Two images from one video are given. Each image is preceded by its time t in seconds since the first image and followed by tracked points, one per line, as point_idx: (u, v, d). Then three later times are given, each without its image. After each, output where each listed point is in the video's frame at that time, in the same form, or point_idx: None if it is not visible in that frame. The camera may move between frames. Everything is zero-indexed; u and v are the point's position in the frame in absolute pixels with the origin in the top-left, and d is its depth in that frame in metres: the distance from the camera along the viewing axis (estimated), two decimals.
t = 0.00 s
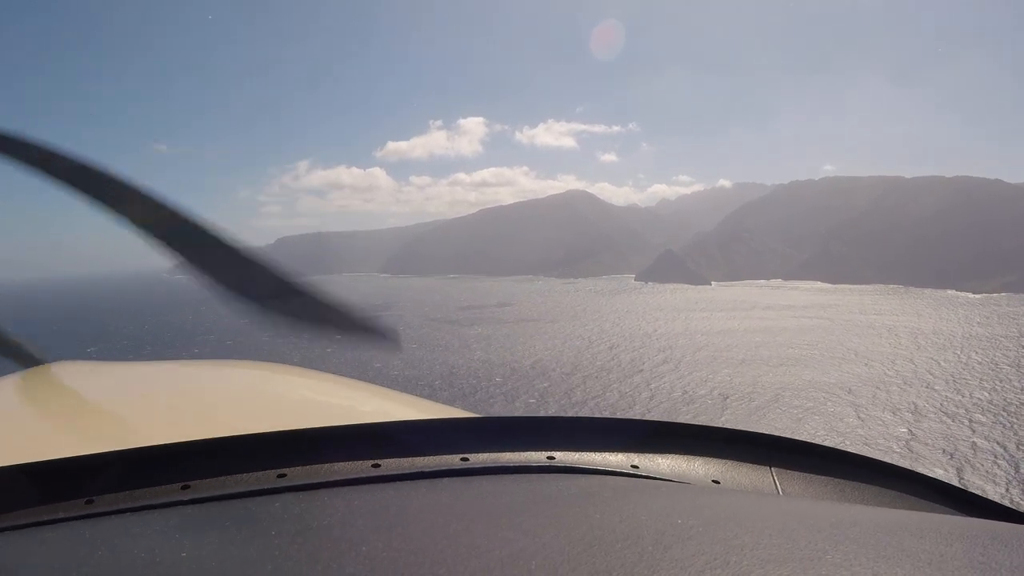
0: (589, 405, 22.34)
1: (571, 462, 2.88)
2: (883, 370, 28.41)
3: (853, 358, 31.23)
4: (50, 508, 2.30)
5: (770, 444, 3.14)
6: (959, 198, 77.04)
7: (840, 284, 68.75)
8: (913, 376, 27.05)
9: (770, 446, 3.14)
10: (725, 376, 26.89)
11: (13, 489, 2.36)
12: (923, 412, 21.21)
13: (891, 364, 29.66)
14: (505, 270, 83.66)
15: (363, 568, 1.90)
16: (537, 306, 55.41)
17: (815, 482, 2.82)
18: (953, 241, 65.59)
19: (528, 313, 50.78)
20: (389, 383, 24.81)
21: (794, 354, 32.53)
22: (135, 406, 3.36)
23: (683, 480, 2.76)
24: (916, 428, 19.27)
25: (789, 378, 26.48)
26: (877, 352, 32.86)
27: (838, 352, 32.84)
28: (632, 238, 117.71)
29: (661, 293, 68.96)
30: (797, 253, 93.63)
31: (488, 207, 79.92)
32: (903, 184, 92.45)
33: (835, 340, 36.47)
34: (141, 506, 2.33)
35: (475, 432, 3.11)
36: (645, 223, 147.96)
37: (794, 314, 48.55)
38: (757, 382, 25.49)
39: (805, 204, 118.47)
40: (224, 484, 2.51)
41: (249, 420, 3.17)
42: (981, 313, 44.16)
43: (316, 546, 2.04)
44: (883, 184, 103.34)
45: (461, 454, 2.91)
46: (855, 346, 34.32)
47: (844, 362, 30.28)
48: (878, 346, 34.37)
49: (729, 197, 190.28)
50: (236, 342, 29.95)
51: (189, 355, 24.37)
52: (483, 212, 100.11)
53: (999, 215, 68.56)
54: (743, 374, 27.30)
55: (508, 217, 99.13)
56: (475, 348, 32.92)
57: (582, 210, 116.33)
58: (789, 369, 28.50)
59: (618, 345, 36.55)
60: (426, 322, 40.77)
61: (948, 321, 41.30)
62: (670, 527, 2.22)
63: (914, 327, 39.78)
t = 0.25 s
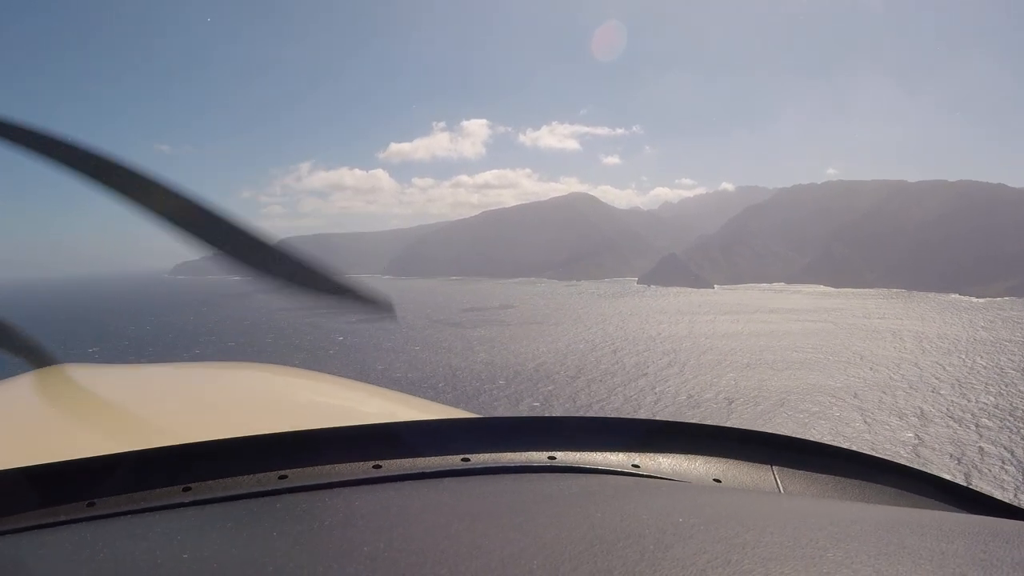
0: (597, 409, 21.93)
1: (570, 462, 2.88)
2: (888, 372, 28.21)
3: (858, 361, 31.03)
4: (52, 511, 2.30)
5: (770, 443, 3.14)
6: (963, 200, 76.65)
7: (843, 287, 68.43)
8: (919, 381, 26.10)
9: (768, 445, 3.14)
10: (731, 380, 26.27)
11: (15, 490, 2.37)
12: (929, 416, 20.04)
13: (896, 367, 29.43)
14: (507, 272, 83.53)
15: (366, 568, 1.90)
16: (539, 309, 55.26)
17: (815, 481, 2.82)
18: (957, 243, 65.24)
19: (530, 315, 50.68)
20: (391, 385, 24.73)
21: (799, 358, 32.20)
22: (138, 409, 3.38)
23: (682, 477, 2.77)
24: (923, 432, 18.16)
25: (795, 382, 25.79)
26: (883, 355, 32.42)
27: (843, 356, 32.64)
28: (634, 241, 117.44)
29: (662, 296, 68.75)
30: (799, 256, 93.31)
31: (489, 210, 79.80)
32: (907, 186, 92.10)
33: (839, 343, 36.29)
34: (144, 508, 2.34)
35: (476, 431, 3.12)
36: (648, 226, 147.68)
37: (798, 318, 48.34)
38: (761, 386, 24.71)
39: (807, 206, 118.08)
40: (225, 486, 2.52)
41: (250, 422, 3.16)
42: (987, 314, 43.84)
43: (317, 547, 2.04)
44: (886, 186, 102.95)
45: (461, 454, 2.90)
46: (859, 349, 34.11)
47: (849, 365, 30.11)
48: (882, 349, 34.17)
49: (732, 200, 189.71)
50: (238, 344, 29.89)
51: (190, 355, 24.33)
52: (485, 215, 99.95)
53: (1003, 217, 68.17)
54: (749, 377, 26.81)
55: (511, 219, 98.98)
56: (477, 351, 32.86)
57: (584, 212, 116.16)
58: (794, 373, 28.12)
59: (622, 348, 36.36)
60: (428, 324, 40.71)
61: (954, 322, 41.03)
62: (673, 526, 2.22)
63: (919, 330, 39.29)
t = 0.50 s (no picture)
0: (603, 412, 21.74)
1: (571, 463, 2.88)
2: (894, 377, 28.03)
3: (863, 365, 30.85)
4: (51, 511, 2.30)
5: (771, 444, 3.13)
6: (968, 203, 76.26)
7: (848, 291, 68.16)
8: (925, 386, 25.65)
9: (769, 446, 3.13)
10: (736, 384, 26.00)
11: (16, 490, 2.37)
12: (935, 421, 19.50)
13: (902, 372, 29.22)
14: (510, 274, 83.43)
15: (364, 568, 1.91)
16: (542, 312, 55.17)
17: (815, 482, 2.81)
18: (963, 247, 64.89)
19: (533, 318, 50.62)
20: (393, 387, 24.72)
21: (804, 363, 32.02)
22: (138, 408, 3.38)
23: (682, 479, 2.76)
24: (930, 438, 17.63)
25: (801, 388, 25.47)
26: (888, 360, 32.17)
27: (848, 360, 32.47)
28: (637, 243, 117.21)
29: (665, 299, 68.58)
30: (803, 259, 93.00)
31: (493, 213, 79.91)
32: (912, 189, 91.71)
33: (843, 348, 36.12)
34: (143, 507, 2.34)
35: (476, 431, 3.11)
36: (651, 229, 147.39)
37: (802, 322, 48.14)
38: (766, 392, 24.34)
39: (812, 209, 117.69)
40: (226, 486, 2.52)
41: (250, 422, 3.17)
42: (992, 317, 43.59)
43: (316, 547, 2.05)
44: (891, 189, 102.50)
45: (461, 456, 2.90)
46: (864, 354, 33.89)
47: (854, 370, 29.94)
48: (887, 353, 33.98)
49: (735, 205, 189.59)
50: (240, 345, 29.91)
51: (192, 355, 24.36)
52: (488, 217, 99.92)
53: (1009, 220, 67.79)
54: (754, 381, 26.59)
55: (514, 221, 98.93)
56: (479, 354, 32.81)
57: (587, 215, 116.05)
58: (799, 378, 27.87)
59: (626, 352, 36.26)
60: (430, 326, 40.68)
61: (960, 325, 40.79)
62: (670, 526, 2.23)
63: (925, 334, 39.03)
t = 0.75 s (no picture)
0: (608, 415, 21.59)
1: (571, 465, 2.88)
2: (899, 381, 27.90)
3: (868, 369, 30.72)
4: (51, 510, 2.31)
5: (771, 448, 3.13)
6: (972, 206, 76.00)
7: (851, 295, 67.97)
8: (930, 390, 25.52)
9: (770, 449, 3.13)
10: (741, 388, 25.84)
11: (16, 490, 2.38)
12: (941, 424, 19.37)
13: (907, 376, 29.09)
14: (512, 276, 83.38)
15: (362, 569, 1.91)
16: (545, 314, 55.12)
17: (815, 486, 2.81)
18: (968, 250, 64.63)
19: (536, 321, 50.58)
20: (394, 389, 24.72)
21: (808, 366, 31.87)
22: (139, 408, 3.39)
23: (682, 482, 2.76)
24: (937, 442, 17.41)
25: (805, 393, 25.29)
26: (893, 364, 32.02)
27: (853, 363, 32.34)
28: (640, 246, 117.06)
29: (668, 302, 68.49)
30: (806, 263, 92.82)
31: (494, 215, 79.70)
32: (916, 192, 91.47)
33: (847, 351, 36.02)
34: (144, 507, 2.34)
35: (477, 433, 3.12)
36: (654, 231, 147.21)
37: (805, 325, 48.02)
38: (770, 397, 24.15)
39: (815, 212, 117.46)
40: (227, 485, 2.53)
41: (251, 422, 3.17)
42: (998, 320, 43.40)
43: (315, 547, 2.05)
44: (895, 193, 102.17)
45: (462, 457, 2.91)
46: (869, 358, 33.76)
47: (859, 373, 29.81)
48: (891, 357, 33.86)
49: (737, 207, 189.24)
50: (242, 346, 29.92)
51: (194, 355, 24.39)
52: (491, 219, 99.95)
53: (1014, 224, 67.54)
54: (759, 384, 26.44)
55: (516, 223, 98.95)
56: (481, 357, 32.77)
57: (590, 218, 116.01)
58: (804, 382, 27.72)
59: (629, 355, 36.21)
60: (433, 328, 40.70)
61: (965, 327, 40.61)
62: (670, 529, 2.23)
63: (928, 337, 38.86)
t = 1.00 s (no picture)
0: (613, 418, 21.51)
1: (572, 465, 2.88)
2: (904, 385, 27.82)
3: (872, 372, 30.63)
4: (52, 509, 2.31)
5: (772, 450, 3.12)
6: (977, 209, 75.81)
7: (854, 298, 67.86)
8: (935, 393, 25.42)
9: (771, 452, 3.12)
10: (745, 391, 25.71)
11: (17, 489, 2.38)
12: (947, 428, 19.27)
13: (912, 380, 28.99)
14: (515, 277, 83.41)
15: (363, 568, 1.91)
16: (547, 315, 55.12)
17: (816, 488, 2.80)
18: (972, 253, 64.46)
19: (538, 321, 50.58)
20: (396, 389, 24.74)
21: (812, 369, 31.74)
22: (141, 406, 3.39)
23: (684, 484, 2.76)
24: (943, 446, 17.31)
25: (810, 396, 25.16)
26: (897, 367, 31.90)
27: (857, 367, 32.24)
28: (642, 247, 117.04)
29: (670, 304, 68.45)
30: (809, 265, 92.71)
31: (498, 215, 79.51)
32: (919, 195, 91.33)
33: (851, 354, 35.94)
34: (145, 505, 2.35)
35: (479, 433, 3.11)
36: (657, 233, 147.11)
37: (808, 328, 47.92)
38: (775, 400, 24.02)
39: (819, 214, 117.31)
40: (228, 485, 2.53)
41: (252, 422, 3.17)
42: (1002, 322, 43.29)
43: (314, 547, 2.05)
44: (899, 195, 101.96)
45: (463, 457, 2.91)
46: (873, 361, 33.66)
47: (863, 376, 29.72)
48: (895, 360, 33.77)
49: (740, 210, 188.92)
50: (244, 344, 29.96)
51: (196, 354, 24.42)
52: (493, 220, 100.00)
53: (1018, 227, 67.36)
54: (763, 388, 26.33)
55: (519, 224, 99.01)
56: (483, 358, 32.78)
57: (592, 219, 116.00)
58: (808, 386, 27.60)
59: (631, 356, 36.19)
60: (435, 328, 40.75)
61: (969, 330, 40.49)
62: (670, 530, 2.23)
63: (933, 340, 38.71)
